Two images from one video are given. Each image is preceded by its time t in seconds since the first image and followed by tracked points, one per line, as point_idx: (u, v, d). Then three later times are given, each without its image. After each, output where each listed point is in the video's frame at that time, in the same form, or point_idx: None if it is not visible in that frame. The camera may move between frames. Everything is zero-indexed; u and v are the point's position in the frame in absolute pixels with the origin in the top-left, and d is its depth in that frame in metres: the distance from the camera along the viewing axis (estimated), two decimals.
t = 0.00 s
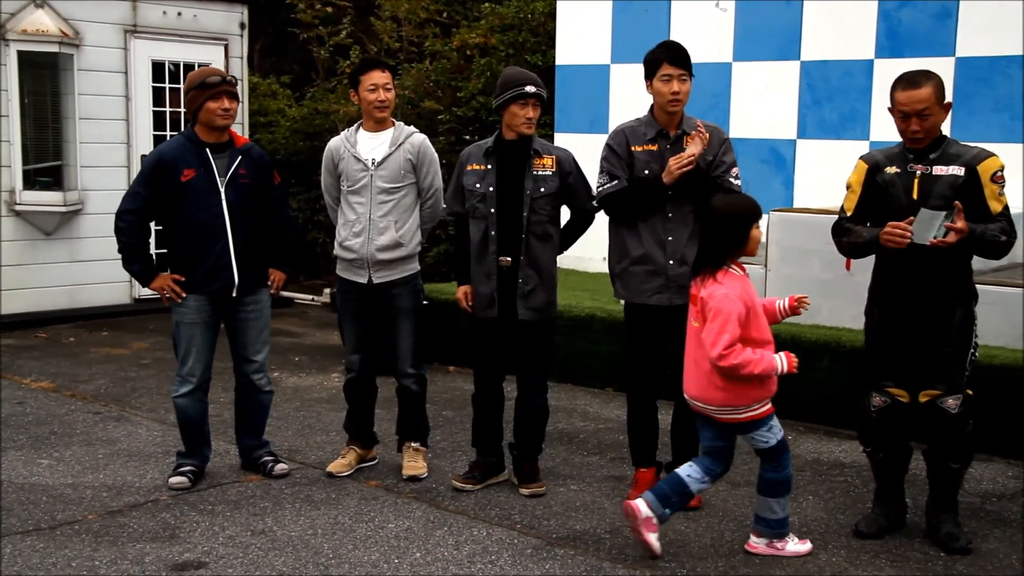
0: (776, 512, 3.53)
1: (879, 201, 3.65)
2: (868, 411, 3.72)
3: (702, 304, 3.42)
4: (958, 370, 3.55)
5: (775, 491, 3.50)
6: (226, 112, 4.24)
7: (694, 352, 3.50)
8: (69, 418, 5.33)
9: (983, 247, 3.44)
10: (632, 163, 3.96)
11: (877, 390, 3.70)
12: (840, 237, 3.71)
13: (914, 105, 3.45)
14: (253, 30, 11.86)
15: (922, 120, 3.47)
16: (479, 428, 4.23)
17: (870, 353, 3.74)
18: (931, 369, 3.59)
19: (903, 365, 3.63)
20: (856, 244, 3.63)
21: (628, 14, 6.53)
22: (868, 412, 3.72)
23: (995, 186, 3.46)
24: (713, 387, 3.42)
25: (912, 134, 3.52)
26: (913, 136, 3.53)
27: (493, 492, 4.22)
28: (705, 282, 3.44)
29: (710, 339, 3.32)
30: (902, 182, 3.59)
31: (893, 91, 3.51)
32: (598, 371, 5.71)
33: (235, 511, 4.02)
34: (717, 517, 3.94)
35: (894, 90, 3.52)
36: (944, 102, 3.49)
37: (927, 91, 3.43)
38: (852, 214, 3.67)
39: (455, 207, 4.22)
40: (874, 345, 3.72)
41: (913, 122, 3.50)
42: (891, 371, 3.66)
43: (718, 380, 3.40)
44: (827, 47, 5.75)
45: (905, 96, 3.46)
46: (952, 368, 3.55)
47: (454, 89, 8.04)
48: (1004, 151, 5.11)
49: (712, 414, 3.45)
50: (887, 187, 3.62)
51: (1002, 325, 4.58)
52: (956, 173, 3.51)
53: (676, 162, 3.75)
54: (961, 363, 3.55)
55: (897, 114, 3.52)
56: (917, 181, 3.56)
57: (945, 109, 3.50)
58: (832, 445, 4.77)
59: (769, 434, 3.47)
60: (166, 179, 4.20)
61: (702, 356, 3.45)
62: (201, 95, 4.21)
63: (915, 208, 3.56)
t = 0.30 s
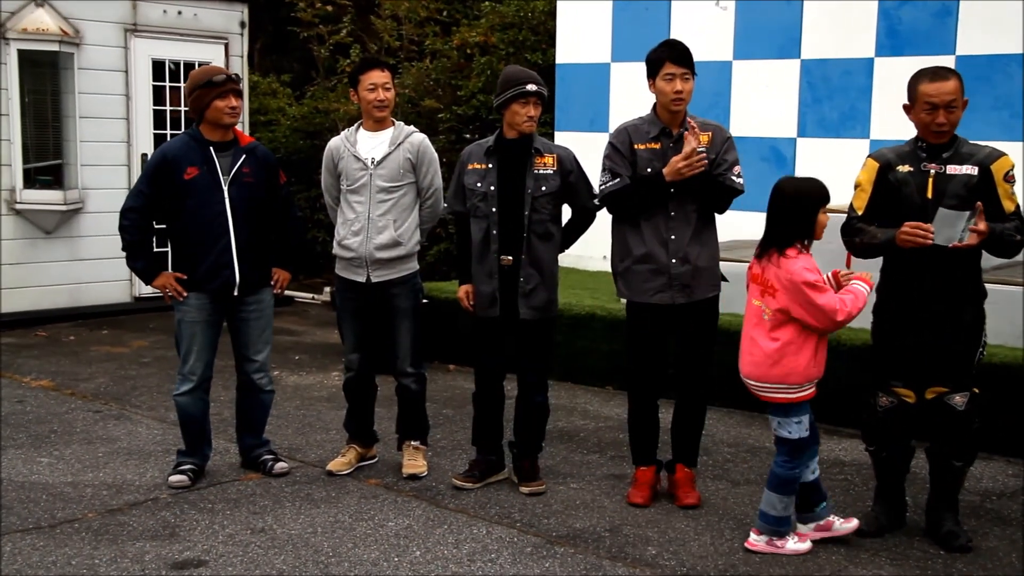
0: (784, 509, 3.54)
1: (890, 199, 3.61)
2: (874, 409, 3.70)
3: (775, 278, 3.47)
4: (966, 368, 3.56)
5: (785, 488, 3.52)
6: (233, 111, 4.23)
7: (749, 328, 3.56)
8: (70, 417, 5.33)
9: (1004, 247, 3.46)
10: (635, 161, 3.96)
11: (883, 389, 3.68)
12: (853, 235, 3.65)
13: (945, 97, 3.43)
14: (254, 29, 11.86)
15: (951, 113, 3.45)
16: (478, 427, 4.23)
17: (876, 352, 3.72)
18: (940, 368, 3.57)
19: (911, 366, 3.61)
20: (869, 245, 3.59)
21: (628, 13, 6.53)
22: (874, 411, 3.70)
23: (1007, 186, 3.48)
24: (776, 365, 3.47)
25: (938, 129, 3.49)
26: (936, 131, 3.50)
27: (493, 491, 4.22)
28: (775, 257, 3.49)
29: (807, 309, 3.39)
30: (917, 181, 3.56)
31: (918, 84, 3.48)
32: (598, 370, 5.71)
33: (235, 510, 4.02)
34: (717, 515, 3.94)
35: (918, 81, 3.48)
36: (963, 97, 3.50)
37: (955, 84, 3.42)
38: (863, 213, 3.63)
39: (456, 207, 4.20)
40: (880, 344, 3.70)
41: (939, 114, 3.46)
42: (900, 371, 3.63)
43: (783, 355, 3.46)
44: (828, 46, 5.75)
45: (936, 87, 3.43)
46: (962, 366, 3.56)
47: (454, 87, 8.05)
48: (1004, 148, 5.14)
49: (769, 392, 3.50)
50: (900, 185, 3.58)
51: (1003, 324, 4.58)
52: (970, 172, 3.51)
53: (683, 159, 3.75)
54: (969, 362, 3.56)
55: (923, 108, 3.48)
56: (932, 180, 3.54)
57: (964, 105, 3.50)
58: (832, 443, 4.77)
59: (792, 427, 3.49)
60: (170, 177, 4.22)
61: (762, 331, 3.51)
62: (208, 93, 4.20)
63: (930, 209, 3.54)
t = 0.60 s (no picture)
0: (811, 494, 3.52)
1: (893, 197, 3.60)
2: (875, 409, 3.68)
3: (813, 274, 3.47)
4: (968, 368, 3.56)
5: (820, 476, 3.49)
6: (231, 111, 4.23)
7: (790, 325, 3.55)
8: (69, 416, 5.33)
9: (1012, 248, 3.46)
10: (635, 160, 3.95)
11: (884, 389, 3.67)
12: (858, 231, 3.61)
13: (951, 98, 3.42)
14: (253, 28, 11.86)
15: (957, 115, 3.44)
16: (478, 426, 4.23)
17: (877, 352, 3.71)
18: (942, 366, 3.57)
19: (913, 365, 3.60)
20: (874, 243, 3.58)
21: (628, 12, 6.53)
22: (875, 411, 3.69)
23: (1013, 187, 3.49)
24: (818, 357, 3.46)
25: (942, 130, 3.48)
26: (942, 132, 3.50)
27: (493, 490, 4.22)
28: (809, 251, 3.49)
29: (850, 299, 3.39)
30: (922, 180, 3.55)
31: (926, 84, 3.47)
32: (598, 369, 5.71)
33: (235, 509, 4.02)
34: (717, 514, 3.94)
35: (926, 81, 3.48)
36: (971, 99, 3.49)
37: (962, 86, 3.41)
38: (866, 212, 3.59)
39: (455, 206, 4.20)
40: (881, 344, 3.69)
41: (945, 115, 3.46)
42: (901, 370, 3.63)
43: (826, 346, 3.45)
44: (827, 45, 5.75)
45: (942, 88, 3.42)
46: (963, 364, 3.56)
47: (454, 86, 8.05)
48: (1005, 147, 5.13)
49: (812, 386, 3.49)
50: (904, 184, 3.57)
51: (1003, 323, 4.58)
52: (976, 173, 3.51)
53: (683, 158, 3.75)
54: (971, 360, 3.56)
55: (929, 108, 3.47)
56: (937, 180, 3.54)
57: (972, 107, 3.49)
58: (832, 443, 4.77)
59: (838, 423, 3.47)
60: (167, 176, 4.24)
61: (804, 327, 3.50)
62: (206, 93, 4.20)
63: (935, 208, 3.53)
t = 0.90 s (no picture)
0: (843, 503, 3.52)
1: (892, 196, 3.62)
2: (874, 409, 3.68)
3: (833, 271, 3.47)
4: (966, 368, 3.55)
5: (845, 482, 3.51)
6: (230, 107, 4.25)
7: (808, 322, 3.55)
8: (69, 416, 5.33)
9: (1009, 247, 3.44)
10: (635, 159, 3.96)
11: (883, 389, 3.66)
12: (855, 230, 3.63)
13: (946, 114, 3.42)
14: (253, 27, 11.87)
15: (952, 129, 3.46)
16: (478, 426, 4.23)
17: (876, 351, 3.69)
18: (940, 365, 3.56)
19: (912, 364, 3.59)
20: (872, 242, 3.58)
21: (628, 11, 6.53)
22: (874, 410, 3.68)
23: (1011, 187, 3.47)
24: (834, 354, 3.46)
25: (939, 141, 3.50)
26: (939, 141, 3.52)
27: (493, 490, 4.22)
28: (831, 247, 3.50)
29: (870, 299, 3.39)
30: (920, 179, 3.56)
31: (922, 96, 3.47)
32: (598, 369, 5.71)
33: (235, 509, 4.02)
34: (716, 514, 3.94)
35: (923, 93, 3.47)
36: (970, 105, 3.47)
37: (957, 101, 3.40)
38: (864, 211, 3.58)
39: (455, 207, 4.19)
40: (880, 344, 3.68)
41: (941, 128, 3.47)
42: (900, 370, 3.62)
43: (844, 344, 3.45)
44: (827, 45, 5.75)
45: (936, 104, 3.43)
46: (961, 365, 3.55)
47: (454, 86, 8.06)
48: (1005, 146, 5.13)
49: (827, 383, 3.49)
50: (902, 183, 3.59)
51: (1003, 323, 4.58)
52: (974, 173, 3.50)
53: (682, 156, 3.75)
54: (969, 360, 3.55)
55: (925, 120, 3.48)
56: (935, 180, 3.54)
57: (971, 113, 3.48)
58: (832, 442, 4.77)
59: (852, 420, 3.49)
60: (165, 171, 4.24)
61: (822, 324, 3.50)
62: (205, 88, 4.20)
63: (933, 208, 3.54)
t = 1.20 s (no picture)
0: (841, 504, 3.53)
1: (890, 195, 3.62)
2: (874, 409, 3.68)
3: (838, 270, 3.47)
4: (966, 368, 3.54)
5: (842, 484, 3.50)
6: (229, 107, 4.23)
7: (810, 322, 3.55)
8: (69, 416, 5.33)
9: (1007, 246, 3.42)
10: (635, 159, 3.96)
11: (883, 388, 3.66)
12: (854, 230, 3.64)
13: (944, 114, 3.42)
14: (253, 27, 11.87)
15: (951, 128, 3.46)
16: (478, 425, 4.23)
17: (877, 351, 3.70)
18: (938, 366, 3.56)
19: (911, 364, 3.60)
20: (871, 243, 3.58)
21: (627, 11, 6.53)
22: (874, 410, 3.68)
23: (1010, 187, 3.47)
24: (838, 355, 3.46)
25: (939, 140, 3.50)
26: (938, 141, 3.52)
27: (493, 490, 4.22)
28: (834, 246, 3.50)
29: (875, 299, 3.40)
30: (918, 179, 3.57)
31: (920, 96, 3.47)
32: (598, 369, 5.71)
33: (235, 509, 4.02)
34: (716, 514, 3.94)
35: (922, 93, 3.47)
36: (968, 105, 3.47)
37: (956, 100, 3.40)
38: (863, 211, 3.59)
39: (454, 206, 4.19)
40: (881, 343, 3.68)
41: (940, 127, 3.47)
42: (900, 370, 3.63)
43: (848, 345, 3.45)
44: (827, 45, 5.75)
45: (935, 104, 3.42)
46: (960, 365, 3.55)
47: (453, 86, 8.06)
48: (1005, 146, 5.13)
49: (829, 384, 3.49)
50: (901, 183, 3.60)
51: (1003, 323, 4.58)
52: (973, 173, 3.50)
53: (682, 156, 3.74)
54: (969, 360, 3.55)
55: (924, 120, 3.48)
56: (933, 179, 3.54)
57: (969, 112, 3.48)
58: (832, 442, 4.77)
59: (852, 421, 3.49)
60: (165, 173, 4.23)
61: (825, 323, 3.50)
62: (205, 89, 4.20)
63: (932, 208, 3.54)
